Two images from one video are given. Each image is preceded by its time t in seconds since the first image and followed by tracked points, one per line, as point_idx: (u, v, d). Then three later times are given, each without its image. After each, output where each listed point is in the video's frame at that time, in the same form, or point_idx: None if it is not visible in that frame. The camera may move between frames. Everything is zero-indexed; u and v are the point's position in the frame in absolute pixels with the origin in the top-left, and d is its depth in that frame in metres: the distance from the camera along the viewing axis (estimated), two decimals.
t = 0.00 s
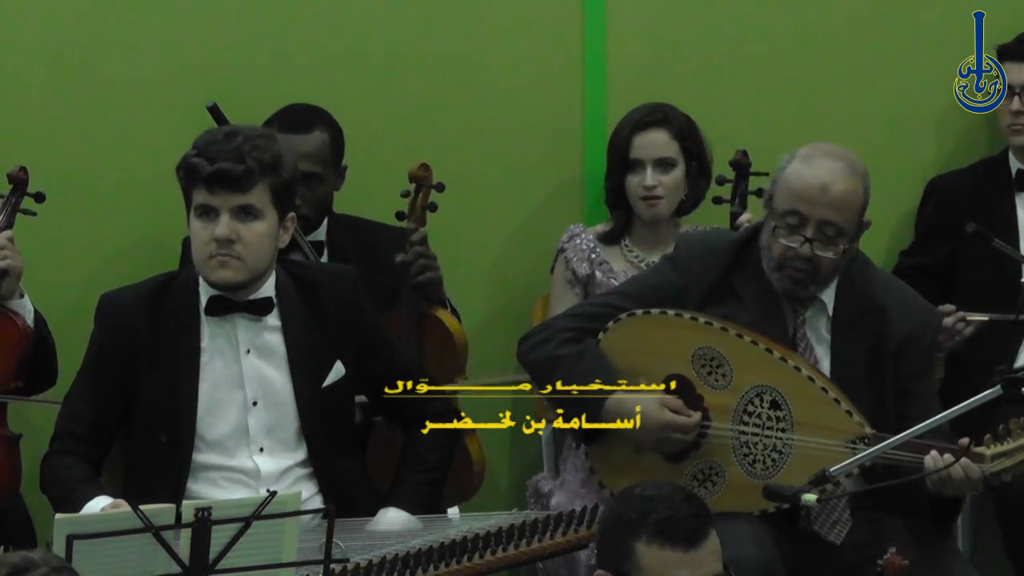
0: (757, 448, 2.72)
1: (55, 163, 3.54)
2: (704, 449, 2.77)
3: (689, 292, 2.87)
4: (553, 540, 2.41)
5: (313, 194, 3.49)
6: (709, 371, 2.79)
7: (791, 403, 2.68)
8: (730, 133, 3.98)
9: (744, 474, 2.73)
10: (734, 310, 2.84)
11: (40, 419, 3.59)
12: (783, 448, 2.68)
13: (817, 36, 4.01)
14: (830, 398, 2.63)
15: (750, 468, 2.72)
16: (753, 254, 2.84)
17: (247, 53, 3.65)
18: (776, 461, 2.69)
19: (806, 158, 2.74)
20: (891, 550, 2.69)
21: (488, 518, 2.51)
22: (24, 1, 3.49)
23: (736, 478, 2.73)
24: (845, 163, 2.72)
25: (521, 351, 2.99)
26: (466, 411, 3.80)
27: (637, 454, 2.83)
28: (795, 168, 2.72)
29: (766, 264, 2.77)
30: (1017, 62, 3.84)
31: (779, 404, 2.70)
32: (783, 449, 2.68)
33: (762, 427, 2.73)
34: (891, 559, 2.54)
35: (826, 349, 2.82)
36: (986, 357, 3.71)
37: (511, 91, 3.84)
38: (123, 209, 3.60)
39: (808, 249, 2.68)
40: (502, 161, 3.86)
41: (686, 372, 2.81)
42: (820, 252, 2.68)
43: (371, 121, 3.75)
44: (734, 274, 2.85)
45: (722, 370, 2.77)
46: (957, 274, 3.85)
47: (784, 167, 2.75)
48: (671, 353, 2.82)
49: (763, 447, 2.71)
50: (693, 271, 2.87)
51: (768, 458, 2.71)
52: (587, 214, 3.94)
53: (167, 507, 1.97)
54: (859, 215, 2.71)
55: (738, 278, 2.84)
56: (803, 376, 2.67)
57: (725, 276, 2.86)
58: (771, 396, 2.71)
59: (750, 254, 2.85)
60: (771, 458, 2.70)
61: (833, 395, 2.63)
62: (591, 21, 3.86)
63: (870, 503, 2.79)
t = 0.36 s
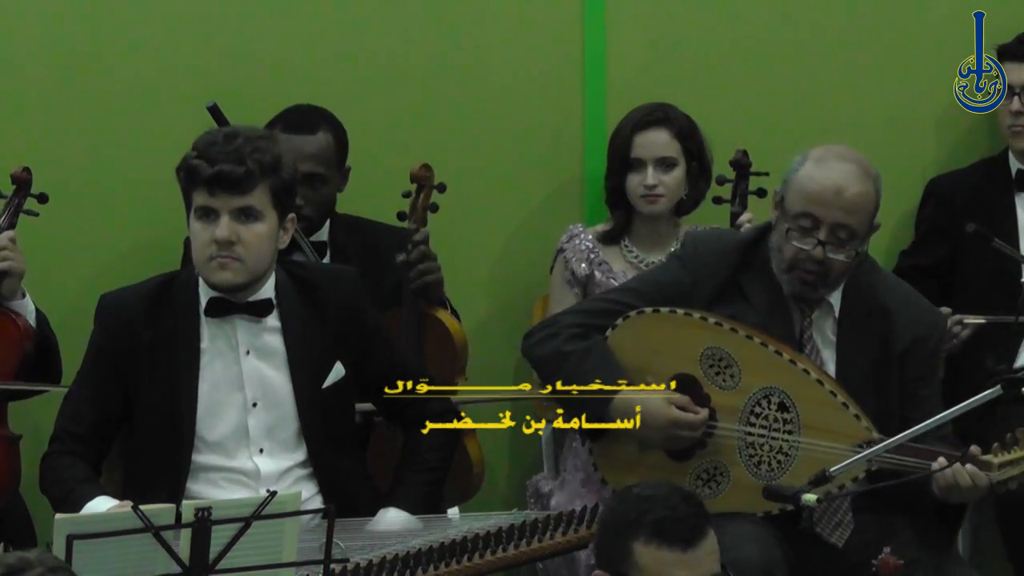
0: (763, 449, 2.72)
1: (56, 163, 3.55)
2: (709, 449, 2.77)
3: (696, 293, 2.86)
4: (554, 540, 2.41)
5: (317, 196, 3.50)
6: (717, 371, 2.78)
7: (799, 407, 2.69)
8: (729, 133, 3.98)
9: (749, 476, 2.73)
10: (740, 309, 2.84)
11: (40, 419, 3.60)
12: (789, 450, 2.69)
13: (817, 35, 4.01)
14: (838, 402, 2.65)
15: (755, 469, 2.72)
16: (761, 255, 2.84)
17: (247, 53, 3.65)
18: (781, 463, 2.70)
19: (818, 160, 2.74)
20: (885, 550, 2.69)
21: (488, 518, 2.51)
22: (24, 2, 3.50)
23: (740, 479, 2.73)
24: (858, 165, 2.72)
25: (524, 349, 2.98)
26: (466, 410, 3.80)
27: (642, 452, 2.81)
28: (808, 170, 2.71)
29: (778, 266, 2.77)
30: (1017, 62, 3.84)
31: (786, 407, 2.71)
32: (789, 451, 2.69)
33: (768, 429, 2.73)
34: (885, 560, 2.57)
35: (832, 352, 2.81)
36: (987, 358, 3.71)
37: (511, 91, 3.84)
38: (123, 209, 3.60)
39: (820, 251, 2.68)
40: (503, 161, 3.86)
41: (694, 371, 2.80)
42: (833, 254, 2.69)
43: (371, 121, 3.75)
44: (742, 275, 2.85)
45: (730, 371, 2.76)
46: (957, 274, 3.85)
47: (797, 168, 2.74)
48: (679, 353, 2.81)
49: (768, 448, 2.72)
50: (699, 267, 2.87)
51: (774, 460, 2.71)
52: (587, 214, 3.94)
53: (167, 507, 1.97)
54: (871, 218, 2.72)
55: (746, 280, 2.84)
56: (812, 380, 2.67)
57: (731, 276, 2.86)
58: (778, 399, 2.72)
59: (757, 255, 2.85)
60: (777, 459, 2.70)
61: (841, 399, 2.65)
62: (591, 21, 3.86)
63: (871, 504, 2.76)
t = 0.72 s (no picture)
0: (769, 451, 2.72)
1: (56, 163, 3.55)
2: (714, 449, 2.77)
3: (705, 294, 2.85)
4: (553, 540, 2.40)
5: (318, 198, 3.50)
6: (726, 372, 2.77)
7: (808, 410, 2.68)
8: (729, 133, 3.98)
9: (755, 477, 2.72)
10: (746, 310, 2.83)
11: (41, 419, 3.60)
12: (796, 453, 2.69)
13: (817, 36, 4.01)
14: (847, 406, 2.64)
15: (761, 471, 2.72)
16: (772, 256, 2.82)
17: (246, 54, 3.65)
18: (788, 466, 2.70)
19: (835, 169, 2.68)
20: (890, 549, 2.66)
21: (488, 518, 2.51)
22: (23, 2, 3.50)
23: (746, 480, 2.73)
24: (876, 172, 2.66)
25: (532, 344, 2.97)
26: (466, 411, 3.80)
27: (646, 450, 2.82)
28: (825, 181, 2.65)
29: (796, 273, 2.75)
30: (1017, 63, 3.83)
31: (795, 409, 2.70)
32: (796, 453, 2.69)
33: (775, 431, 2.73)
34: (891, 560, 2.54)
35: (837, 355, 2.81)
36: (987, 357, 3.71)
37: (511, 91, 3.84)
38: (123, 209, 3.61)
39: (844, 265, 2.64)
40: (503, 161, 3.86)
41: (702, 370, 2.79)
42: (855, 267, 2.65)
43: (371, 121, 3.75)
44: (750, 275, 2.83)
45: (740, 372, 2.75)
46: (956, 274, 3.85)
47: (815, 177, 2.68)
48: (689, 352, 2.80)
49: (775, 450, 2.72)
50: (706, 268, 2.86)
51: (780, 462, 2.71)
52: (587, 214, 3.94)
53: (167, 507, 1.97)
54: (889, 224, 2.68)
55: (753, 279, 2.82)
56: (822, 383, 2.66)
57: (739, 277, 2.84)
58: (787, 401, 2.71)
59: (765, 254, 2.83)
60: (784, 461, 2.71)
61: (851, 404, 2.64)
62: (591, 21, 3.86)
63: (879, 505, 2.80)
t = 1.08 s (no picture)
0: (770, 452, 2.71)
1: (55, 163, 3.54)
2: (714, 447, 2.75)
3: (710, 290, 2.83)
4: (553, 540, 2.40)
5: (319, 199, 3.50)
6: (728, 372, 2.73)
7: (810, 413, 2.67)
8: (730, 133, 3.98)
9: (755, 477, 2.71)
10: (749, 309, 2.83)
11: (40, 419, 3.60)
12: (797, 454, 2.68)
13: (817, 36, 4.01)
14: (850, 411, 2.64)
15: (761, 471, 2.71)
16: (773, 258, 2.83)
17: (246, 53, 3.64)
18: (788, 467, 2.69)
19: (844, 171, 2.67)
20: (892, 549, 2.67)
21: (488, 518, 2.50)
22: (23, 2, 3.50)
23: (745, 480, 2.72)
24: (883, 173, 2.66)
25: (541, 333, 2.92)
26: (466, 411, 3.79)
27: (646, 446, 2.79)
28: (834, 183, 2.65)
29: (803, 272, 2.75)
30: (1017, 63, 3.83)
31: (797, 412, 2.69)
32: (796, 454, 2.68)
33: (776, 432, 2.71)
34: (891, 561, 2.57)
35: (840, 354, 2.81)
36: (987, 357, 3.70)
37: (511, 91, 3.84)
38: (122, 209, 3.60)
39: (851, 264, 2.64)
40: (502, 160, 3.85)
41: (705, 369, 2.75)
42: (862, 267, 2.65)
43: (371, 121, 3.75)
44: (754, 274, 2.83)
45: (743, 372, 2.72)
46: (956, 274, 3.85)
47: (823, 177, 2.68)
48: (692, 351, 2.75)
49: (776, 451, 2.70)
50: (712, 267, 2.84)
51: (781, 463, 2.70)
52: (587, 214, 3.92)
53: (167, 507, 1.96)
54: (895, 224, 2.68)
55: (755, 278, 2.83)
56: (825, 387, 2.65)
57: (743, 275, 2.84)
58: (789, 403, 2.69)
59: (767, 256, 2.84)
60: (784, 463, 2.69)
61: (854, 409, 2.63)
62: (591, 21, 3.86)
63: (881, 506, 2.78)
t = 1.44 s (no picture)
0: (770, 455, 2.69)
1: (56, 163, 3.55)
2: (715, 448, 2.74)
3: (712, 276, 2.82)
4: (554, 541, 2.40)
5: (319, 200, 3.50)
6: (730, 376, 2.73)
7: (811, 417, 2.66)
8: (730, 133, 3.98)
9: (755, 480, 2.70)
10: (745, 299, 2.81)
11: (41, 420, 3.61)
12: (797, 458, 2.67)
13: (817, 35, 4.01)
14: (851, 416, 2.64)
15: (762, 473, 2.69)
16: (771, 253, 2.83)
17: (246, 54, 3.66)
18: (789, 469, 2.68)
19: (823, 149, 2.75)
20: (893, 551, 2.67)
21: (488, 518, 2.51)
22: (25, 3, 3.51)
23: (746, 482, 2.71)
24: (861, 152, 2.74)
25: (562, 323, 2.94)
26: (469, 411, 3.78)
27: (647, 446, 2.81)
28: (812, 158, 2.73)
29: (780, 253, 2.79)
30: (1017, 63, 3.83)
31: (798, 416, 2.68)
32: (797, 458, 2.67)
33: (777, 435, 2.69)
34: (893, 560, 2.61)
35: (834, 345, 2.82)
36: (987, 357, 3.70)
37: (512, 91, 3.84)
38: (123, 209, 3.61)
39: (825, 236, 2.70)
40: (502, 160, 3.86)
41: (706, 372, 2.75)
42: (837, 240, 2.71)
43: (371, 121, 3.76)
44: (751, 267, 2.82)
45: (744, 375, 2.71)
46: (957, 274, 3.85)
47: (801, 155, 2.76)
48: (694, 353, 2.75)
49: (776, 454, 2.69)
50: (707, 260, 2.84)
51: (781, 466, 2.68)
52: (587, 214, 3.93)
53: (167, 507, 1.97)
54: (874, 203, 2.74)
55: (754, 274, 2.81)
56: (826, 392, 2.65)
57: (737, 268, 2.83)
58: (791, 407, 2.68)
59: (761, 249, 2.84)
60: (784, 465, 2.68)
61: (855, 416, 2.63)
62: (591, 21, 3.86)
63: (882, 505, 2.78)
